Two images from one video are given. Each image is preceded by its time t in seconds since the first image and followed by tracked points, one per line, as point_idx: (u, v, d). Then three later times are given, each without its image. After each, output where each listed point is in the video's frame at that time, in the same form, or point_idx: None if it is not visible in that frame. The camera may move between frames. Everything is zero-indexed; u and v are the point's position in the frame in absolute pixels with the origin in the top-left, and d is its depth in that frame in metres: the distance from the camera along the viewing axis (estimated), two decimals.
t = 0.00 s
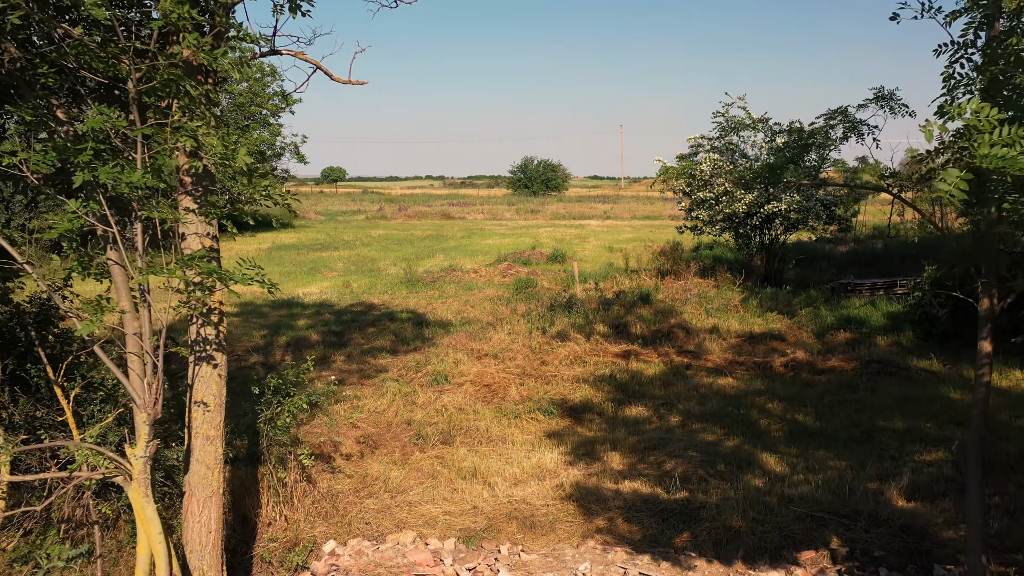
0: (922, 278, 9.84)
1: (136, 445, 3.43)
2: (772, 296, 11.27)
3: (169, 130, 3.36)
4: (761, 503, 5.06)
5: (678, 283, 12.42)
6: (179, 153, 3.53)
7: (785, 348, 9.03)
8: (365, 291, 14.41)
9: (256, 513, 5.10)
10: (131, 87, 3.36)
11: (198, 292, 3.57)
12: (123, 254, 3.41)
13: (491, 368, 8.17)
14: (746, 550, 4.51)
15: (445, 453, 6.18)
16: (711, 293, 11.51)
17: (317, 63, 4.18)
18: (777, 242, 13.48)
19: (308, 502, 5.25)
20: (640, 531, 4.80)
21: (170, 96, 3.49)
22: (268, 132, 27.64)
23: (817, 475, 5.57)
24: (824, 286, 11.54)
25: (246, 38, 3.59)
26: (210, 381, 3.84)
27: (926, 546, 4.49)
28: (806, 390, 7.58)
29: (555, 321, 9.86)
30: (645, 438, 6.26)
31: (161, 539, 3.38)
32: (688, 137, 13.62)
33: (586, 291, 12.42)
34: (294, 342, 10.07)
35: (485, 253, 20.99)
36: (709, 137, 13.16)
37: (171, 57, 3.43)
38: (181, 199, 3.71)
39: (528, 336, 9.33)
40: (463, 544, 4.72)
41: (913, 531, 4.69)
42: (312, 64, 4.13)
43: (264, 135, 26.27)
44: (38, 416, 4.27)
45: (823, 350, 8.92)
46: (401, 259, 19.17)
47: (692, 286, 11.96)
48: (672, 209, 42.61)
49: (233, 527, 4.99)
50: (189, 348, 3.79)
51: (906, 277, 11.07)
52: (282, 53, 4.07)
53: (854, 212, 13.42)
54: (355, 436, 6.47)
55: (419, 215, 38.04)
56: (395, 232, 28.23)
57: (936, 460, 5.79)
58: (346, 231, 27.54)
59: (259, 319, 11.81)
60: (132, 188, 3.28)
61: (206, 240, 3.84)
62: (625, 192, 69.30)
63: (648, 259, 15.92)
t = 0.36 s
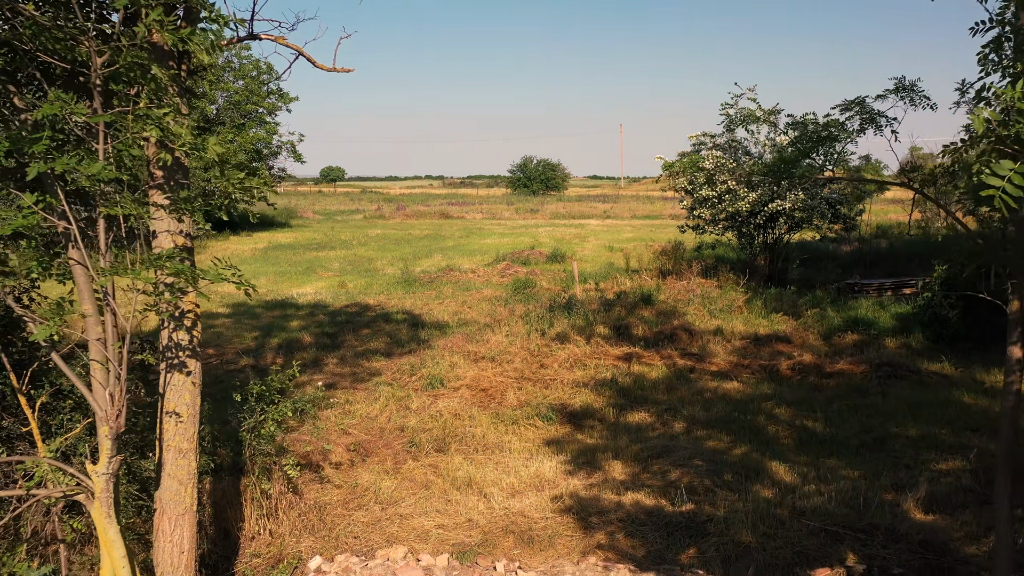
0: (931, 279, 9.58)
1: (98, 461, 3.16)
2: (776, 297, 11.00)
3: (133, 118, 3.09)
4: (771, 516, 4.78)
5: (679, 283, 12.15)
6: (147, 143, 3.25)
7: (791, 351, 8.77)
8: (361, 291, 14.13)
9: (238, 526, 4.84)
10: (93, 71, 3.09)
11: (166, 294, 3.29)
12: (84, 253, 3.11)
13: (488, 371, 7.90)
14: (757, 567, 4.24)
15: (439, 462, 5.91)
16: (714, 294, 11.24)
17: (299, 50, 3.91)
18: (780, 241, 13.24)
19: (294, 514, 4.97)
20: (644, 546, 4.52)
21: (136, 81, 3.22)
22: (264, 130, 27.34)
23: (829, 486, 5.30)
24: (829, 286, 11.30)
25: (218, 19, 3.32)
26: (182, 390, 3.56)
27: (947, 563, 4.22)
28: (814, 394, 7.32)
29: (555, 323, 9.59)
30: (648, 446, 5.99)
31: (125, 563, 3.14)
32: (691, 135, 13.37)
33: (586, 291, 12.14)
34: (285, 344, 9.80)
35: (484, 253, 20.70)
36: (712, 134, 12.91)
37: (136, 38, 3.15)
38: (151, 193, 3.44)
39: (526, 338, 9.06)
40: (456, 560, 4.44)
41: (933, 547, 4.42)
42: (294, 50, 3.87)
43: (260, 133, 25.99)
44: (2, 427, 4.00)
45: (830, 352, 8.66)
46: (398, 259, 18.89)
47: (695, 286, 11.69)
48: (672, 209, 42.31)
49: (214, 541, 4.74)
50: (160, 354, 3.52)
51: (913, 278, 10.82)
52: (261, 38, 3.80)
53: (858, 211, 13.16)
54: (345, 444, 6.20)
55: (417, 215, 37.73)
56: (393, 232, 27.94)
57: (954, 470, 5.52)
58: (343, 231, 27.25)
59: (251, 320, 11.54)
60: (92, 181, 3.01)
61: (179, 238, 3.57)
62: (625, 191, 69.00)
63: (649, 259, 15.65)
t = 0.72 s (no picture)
0: (941, 279, 9.32)
1: (54, 480, 2.90)
2: (781, 298, 10.74)
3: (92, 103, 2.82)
4: (783, 531, 4.52)
5: (682, 284, 11.89)
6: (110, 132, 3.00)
7: (798, 353, 8.51)
8: (356, 292, 13.85)
9: (219, 541, 4.57)
10: (50, 52, 2.83)
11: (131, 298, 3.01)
12: (38, 253, 2.78)
13: (486, 375, 7.64)
14: None
15: (433, 471, 5.64)
16: (718, 294, 10.98)
17: (279, 32, 3.62)
18: (784, 241, 12.98)
19: (279, 529, 4.71)
20: (649, 562, 4.24)
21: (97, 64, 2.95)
22: (261, 129, 27.07)
23: (843, 497, 5.03)
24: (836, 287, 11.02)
25: None
26: (151, 400, 3.30)
27: None
28: (824, 399, 7.05)
29: (555, 324, 9.32)
30: (652, 454, 5.73)
31: None
32: (693, 132, 13.09)
33: (587, 292, 11.88)
34: (277, 346, 9.53)
35: (482, 252, 20.42)
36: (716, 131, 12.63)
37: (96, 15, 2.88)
38: (116, 186, 3.20)
39: (525, 341, 8.80)
40: None
41: (956, 565, 4.15)
42: (274, 33, 3.59)
43: (256, 131, 25.71)
44: None
45: (838, 354, 8.39)
46: (395, 259, 18.62)
47: (698, 286, 11.42)
48: (673, 208, 42.01)
49: (192, 559, 4.48)
50: (126, 361, 3.26)
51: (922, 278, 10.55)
52: (238, 20, 3.52)
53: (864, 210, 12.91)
54: (336, 453, 5.93)
55: (416, 215, 37.42)
56: (391, 231, 27.66)
57: (973, 480, 5.25)
58: (341, 231, 26.97)
59: (243, 321, 11.28)
60: (47, 173, 2.74)
61: (148, 236, 3.32)
62: (625, 191, 68.71)
63: (650, 259, 15.39)
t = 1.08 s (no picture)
0: (952, 280, 9.05)
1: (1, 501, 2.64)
2: (786, 299, 10.48)
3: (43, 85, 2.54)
4: (796, 547, 4.26)
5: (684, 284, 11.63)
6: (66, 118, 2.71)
7: (805, 356, 8.25)
8: (352, 292, 13.58)
9: (198, 558, 4.30)
10: None
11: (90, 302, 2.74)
12: None
13: (483, 379, 7.38)
14: None
15: (427, 481, 5.37)
16: (722, 295, 10.73)
17: (256, 15, 3.35)
18: (789, 240, 12.73)
19: (262, 544, 4.43)
20: None
21: (51, 43, 2.67)
22: (258, 127, 26.82)
23: (858, 510, 4.77)
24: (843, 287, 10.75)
25: None
26: (116, 412, 3.03)
27: None
28: (833, 404, 6.79)
29: (554, 326, 9.06)
30: (656, 463, 5.46)
31: None
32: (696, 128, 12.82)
33: (587, 293, 11.62)
34: (269, 349, 9.27)
35: (481, 252, 20.17)
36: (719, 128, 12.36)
37: None
38: (77, 178, 2.93)
39: (524, 343, 8.53)
40: None
41: None
42: (251, 15, 3.33)
43: (252, 130, 25.45)
44: None
45: (846, 357, 8.13)
46: (393, 259, 18.35)
47: (700, 287, 11.17)
48: (672, 208, 41.70)
49: None
50: (89, 369, 3.00)
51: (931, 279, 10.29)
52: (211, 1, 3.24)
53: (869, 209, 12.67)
54: (325, 462, 5.67)
55: (415, 215, 37.12)
56: (389, 231, 27.41)
57: (994, 491, 4.99)
58: (338, 231, 26.68)
59: (236, 323, 11.02)
60: None
61: (113, 233, 3.06)
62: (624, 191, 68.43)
63: (651, 259, 15.14)
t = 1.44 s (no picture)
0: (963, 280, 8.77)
1: None
2: (792, 300, 10.23)
3: None
4: (812, 565, 3.99)
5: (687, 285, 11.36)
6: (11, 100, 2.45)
7: (812, 359, 7.99)
8: (348, 293, 13.32)
9: None
10: None
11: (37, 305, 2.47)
12: None
13: (480, 383, 7.12)
14: None
15: (420, 492, 5.11)
16: (726, 295, 10.46)
17: None
18: (794, 239, 12.48)
19: (245, 560, 4.16)
20: None
21: None
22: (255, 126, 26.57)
23: (875, 524, 4.50)
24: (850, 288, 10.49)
25: None
26: (74, 426, 2.77)
27: None
28: (844, 410, 6.52)
29: (554, 328, 8.81)
30: (661, 474, 5.20)
31: None
32: (699, 125, 12.57)
33: (588, 293, 11.36)
34: (260, 351, 9.01)
35: (480, 252, 19.90)
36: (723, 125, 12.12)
37: None
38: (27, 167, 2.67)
39: (522, 345, 8.28)
40: None
41: None
42: None
43: (249, 128, 25.20)
44: None
45: (856, 360, 7.87)
46: (390, 259, 18.10)
47: (704, 288, 10.91)
48: (673, 207, 41.38)
49: None
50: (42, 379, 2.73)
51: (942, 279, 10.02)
52: None
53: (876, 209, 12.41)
54: (313, 471, 5.40)
55: (413, 215, 36.86)
56: (387, 231, 27.14)
57: (1018, 503, 4.72)
58: (335, 230, 26.41)
59: (228, 324, 10.77)
60: None
61: (70, 230, 2.82)
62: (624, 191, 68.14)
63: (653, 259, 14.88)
